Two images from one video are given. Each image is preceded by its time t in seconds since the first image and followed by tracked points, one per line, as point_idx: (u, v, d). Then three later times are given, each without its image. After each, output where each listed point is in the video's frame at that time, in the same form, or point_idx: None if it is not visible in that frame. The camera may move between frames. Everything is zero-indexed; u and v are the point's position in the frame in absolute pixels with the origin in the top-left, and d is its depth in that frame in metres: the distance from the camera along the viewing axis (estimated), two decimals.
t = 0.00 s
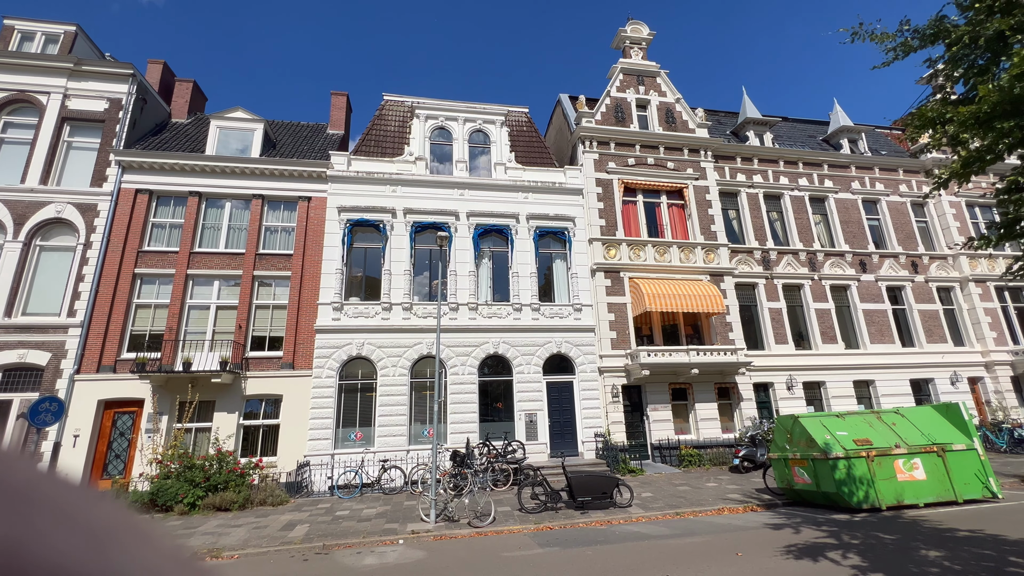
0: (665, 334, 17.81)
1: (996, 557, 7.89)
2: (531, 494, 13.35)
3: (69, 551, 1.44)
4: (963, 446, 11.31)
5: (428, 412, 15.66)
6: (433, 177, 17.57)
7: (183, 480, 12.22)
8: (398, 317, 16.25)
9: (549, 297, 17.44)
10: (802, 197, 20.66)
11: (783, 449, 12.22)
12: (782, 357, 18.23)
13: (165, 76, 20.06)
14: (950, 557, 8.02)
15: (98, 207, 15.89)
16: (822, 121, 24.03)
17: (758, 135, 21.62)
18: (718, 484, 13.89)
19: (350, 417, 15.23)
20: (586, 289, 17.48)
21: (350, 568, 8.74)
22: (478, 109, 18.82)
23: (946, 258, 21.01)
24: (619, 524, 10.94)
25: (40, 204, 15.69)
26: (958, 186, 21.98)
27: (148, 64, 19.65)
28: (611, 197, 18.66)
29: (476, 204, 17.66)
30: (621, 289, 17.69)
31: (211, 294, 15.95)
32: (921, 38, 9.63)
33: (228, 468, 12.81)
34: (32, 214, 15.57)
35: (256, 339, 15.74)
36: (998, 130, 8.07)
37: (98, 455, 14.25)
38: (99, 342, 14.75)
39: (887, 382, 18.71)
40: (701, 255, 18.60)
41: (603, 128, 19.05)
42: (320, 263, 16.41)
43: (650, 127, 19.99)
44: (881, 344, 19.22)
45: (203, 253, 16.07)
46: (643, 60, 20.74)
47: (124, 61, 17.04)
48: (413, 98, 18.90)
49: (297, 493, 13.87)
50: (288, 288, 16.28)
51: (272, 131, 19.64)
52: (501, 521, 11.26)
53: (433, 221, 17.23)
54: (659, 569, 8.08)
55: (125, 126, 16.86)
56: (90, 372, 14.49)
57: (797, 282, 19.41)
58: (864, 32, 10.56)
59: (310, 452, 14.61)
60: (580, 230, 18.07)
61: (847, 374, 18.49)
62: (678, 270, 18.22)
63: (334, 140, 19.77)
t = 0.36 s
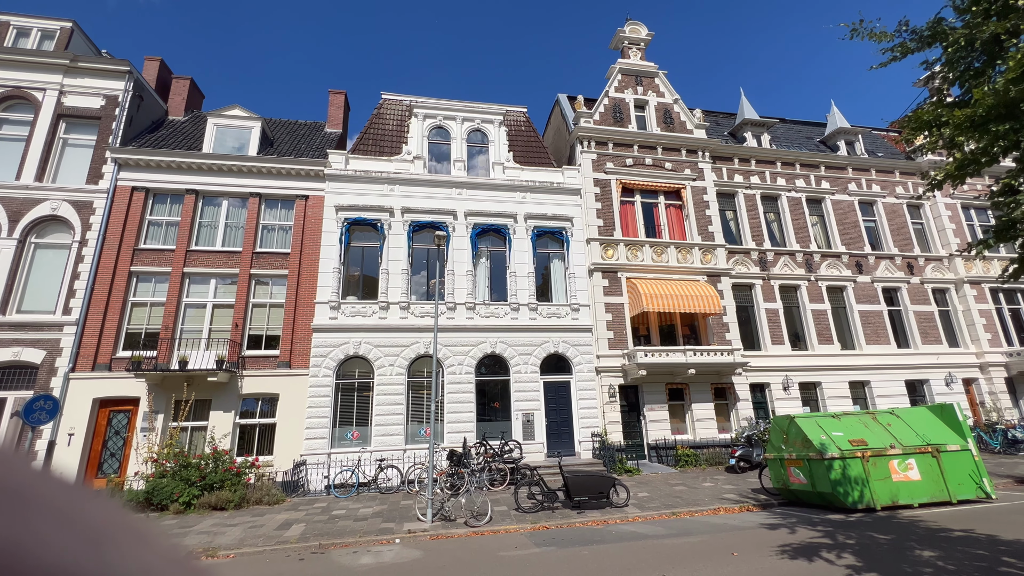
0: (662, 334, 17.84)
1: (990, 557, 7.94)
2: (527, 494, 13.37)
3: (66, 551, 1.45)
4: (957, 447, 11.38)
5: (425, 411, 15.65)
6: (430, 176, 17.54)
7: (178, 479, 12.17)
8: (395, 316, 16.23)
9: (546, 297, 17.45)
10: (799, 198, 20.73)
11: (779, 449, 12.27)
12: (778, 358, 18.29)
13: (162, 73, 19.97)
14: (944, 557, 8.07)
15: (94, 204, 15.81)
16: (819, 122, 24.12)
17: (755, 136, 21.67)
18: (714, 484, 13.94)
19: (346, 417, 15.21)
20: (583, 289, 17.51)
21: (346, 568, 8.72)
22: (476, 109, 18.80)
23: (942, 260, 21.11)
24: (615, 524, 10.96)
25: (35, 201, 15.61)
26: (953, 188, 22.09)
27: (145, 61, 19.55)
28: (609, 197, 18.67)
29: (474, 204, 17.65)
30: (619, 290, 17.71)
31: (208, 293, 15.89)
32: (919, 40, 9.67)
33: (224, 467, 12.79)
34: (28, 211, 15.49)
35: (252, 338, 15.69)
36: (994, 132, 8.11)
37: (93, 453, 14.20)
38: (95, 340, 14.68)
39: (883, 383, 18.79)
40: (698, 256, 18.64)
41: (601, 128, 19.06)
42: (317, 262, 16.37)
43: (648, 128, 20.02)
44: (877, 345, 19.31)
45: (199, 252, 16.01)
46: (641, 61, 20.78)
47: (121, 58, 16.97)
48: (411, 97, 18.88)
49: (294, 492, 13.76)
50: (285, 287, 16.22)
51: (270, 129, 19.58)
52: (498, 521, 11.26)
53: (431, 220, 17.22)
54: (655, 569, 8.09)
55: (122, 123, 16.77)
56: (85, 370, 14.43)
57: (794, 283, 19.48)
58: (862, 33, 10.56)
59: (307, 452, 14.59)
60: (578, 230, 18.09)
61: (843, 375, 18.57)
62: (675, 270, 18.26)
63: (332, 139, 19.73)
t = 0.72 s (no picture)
0: (659, 334, 17.88)
1: (983, 556, 7.99)
2: (524, 493, 13.39)
3: (65, 554, 1.45)
4: (951, 447, 11.45)
5: (422, 411, 15.65)
6: (428, 175, 17.52)
7: (174, 477, 12.13)
8: (393, 315, 16.21)
9: (544, 297, 17.45)
10: (796, 199, 20.79)
11: (775, 449, 12.32)
12: (774, 358, 18.36)
13: (159, 70, 19.87)
14: (937, 556, 8.11)
15: (90, 201, 15.73)
16: (817, 123, 24.19)
17: (753, 136, 21.72)
18: (710, 483, 13.99)
19: (343, 415, 15.19)
20: (581, 288, 17.53)
21: (341, 567, 8.70)
22: (474, 108, 18.78)
23: (937, 261, 21.22)
24: (611, 523, 10.97)
25: (31, 198, 15.52)
26: (949, 190, 22.19)
27: (141, 57, 19.43)
28: (607, 197, 18.68)
29: (471, 203, 17.63)
30: (616, 289, 17.73)
31: (204, 291, 15.84)
32: (915, 42, 9.71)
33: (220, 465, 12.76)
34: (23, 208, 15.40)
35: (249, 336, 15.64)
36: (990, 134, 8.14)
37: (88, 452, 14.14)
38: (90, 338, 14.61)
39: (879, 383, 18.88)
40: (696, 256, 18.68)
41: (600, 128, 19.07)
42: (314, 260, 16.33)
43: (646, 128, 20.04)
44: (872, 345, 19.39)
45: (196, 249, 15.95)
46: (639, 61, 20.80)
47: (117, 55, 16.87)
48: (409, 95, 18.84)
49: (290, 491, 13.68)
50: (282, 285, 16.17)
51: (267, 127, 19.50)
52: (494, 520, 11.27)
53: (428, 219, 17.20)
54: (651, 568, 8.11)
55: (118, 120, 16.69)
56: (80, 368, 14.35)
57: (790, 284, 19.55)
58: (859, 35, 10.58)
59: (303, 450, 14.57)
60: (576, 230, 18.10)
61: (839, 375, 18.65)
62: (672, 270, 18.30)
63: (330, 137, 19.68)
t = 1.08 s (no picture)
0: (656, 333, 17.91)
1: (977, 556, 8.03)
2: (521, 492, 13.40)
3: (66, 553, 1.47)
4: (946, 447, 11.53)
5: (419, 410, 15.63)
6: (426, 174, 17.51)
7: (170, 476, 12.09)
8: (390, 314, 16.19)
9: (541, 296, 17.45)
10: (793, 199, 20.86)
11: (771, 449, 12.37)
12: (771, 358, 18.43)
13: (155, 67, 19.76)
14: (931, 555, 8.16)
15: (86, 199, 15.65)
16: (814, 124, 24.26)
17: (751, 137, 21.77)
18: (707, 483, 14.03)
19: (340, 415, 15.17)
20: (578, 288, 17.53)
21: (338, 566, 8.68)
22: (472, 107, 18.76)
23: (932, 262, 21.33)
24: (608, 523, 10.99)
25: (25, 195, 15.43)
26: (945, 191, 22.30)
27: (137, 55, 19.33)
28: (605, 197, 18.70)
29: (469, 202, 17.61)
30: (614, 289, 17.76)
31: (201, 289, 15.79)
32: (912, 44, 9.75)
33: (217, 464, 12.73)
34: (17, 205, 15.30)
35: (246, 335, 15.59)
36: (985, 136, 8.18)
37: (83, 450, 14.08)
38: (85, 336, 14.54)
39: (874, 384, 18.96)
40: (693, 256, 18.73)
41: (597, 128, 19.08)
42: (311, 259, 16.29)
43: (644, 128, 20.06)
44: (868, 346, 19.48)
45: (192, 248, 15.89)
46: (638, 61, 20.82)
47: (113, 52, 16.78)
48: (407, 94, 18.81)
49: (286, 490, 13.79)
50: (278, 284, 16.14)
51: (264, 125, 19.43)
52: (491, 519, 11.28)
53: (426, 218, 17.19)
54: (647, 568, 8.12)
55: (114, 117, 16.60)
56: (75, 367, 14.28)
57: (787, 284, 19.61)
58: (856, 37, 10.59)
59: (300, 450, 14.54)
60: (573, 229, 18.12)
61: (835, 375, 18.73)
62: (669, 270, 18.33)
63: (327, 135, 19.62)
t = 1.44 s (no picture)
0: (653, 333, 17.95)
1: (970, 555, 8.09)
2: (517, 492, 13.41)
3: (67, 554, 1.45)
4: (939, 447, 11.61)
5: (416, 409, 15.61)
6: (423, 173, 17.48)
7: (165, 476, 12.04)
8: (387, 313, 16.16)
9: (538, 296, 17.47)
10: (789, 200, 20.94)
11: (766, 448, 12.43)
12: (766, 358, 18.50)
13: (151, 65, 19.65)
14: (925, 554, 8.22)
15: (80, 197, 15.55)
16: (810, 125, 24.36)
17: (747, 138, 21.83)
18: (702, 482, 14.07)
19: (336, 414, 15.14)
20: (575, 288, 17.55)
21: (334, 566, 8.66)
22: (469, 107, 18.74)
23: (927, 263, 21.45)
24: (604, 522, 11.01)
25: (19, 193, 15.32)
26: (939, 193, 22.43)
27: (133, 52, 19.22)
28: (602, 197, 18.73)
29: (466, 202, 17.59)
30: (610, 289, 17.79)
31: (196, 288, 15.73)
32: (908, 45, 9.80)
33: (212, 464, 12.68)
34: (10, 203, 15.19)
35: (241, 334, 15.54)
36: (979, 138, 8.21)
37: (77, 450, 13.99)
38: (79, 335, 14.45)
39: (869, 384, 19.06)
40: (689, 256, 18.77)
41: (595, 128, 19.10)
42: (308, 259, 16.24)
43: (641, 128, 20.10)
44: (863, 346, 19.60)
45: (188, 246, 15.81)
46: (635, 61, 20.85)
47: (108, 49, 16.67)
48: (405, 93, 18.78)
49: (282, 489, 13.70)
50: (275, 283, 16.08)
51: (261, 124, 19.35)
52: (487, 519, 11.28)
53: (423, 217, 17.18)
54: (643, 567, 8.14)
55: (109, 115, 16.49)
56: (69, 366, 14.19)
57: (783, 284, 19.69)
58: (852, 37, 10.59)
59: (296, 449, 14.50)
60: (570, 229, 18.13)
61: (830, 375, 18.82)
62: (666, 270, 18.38)
63: (324, 134, 19.55)
